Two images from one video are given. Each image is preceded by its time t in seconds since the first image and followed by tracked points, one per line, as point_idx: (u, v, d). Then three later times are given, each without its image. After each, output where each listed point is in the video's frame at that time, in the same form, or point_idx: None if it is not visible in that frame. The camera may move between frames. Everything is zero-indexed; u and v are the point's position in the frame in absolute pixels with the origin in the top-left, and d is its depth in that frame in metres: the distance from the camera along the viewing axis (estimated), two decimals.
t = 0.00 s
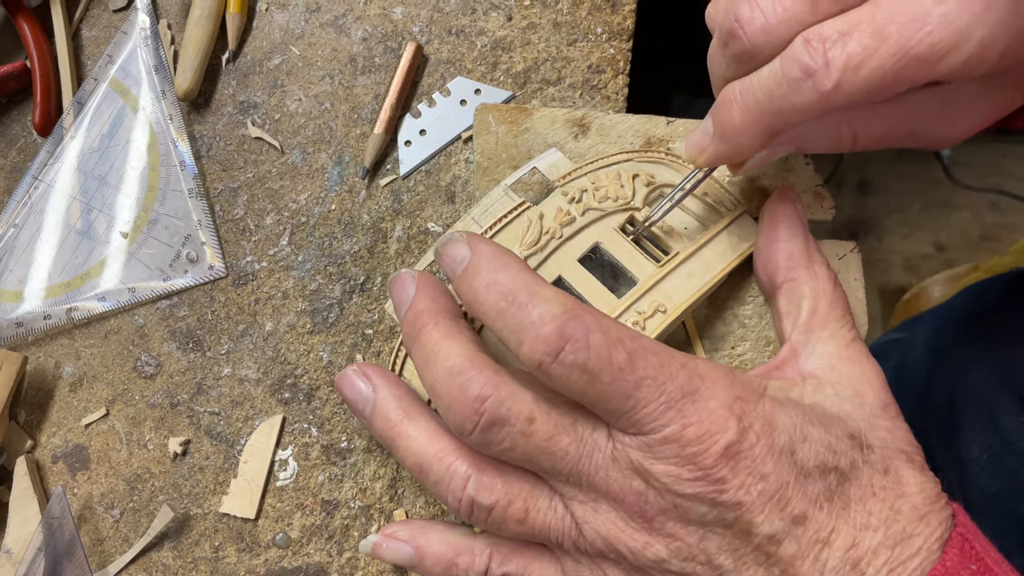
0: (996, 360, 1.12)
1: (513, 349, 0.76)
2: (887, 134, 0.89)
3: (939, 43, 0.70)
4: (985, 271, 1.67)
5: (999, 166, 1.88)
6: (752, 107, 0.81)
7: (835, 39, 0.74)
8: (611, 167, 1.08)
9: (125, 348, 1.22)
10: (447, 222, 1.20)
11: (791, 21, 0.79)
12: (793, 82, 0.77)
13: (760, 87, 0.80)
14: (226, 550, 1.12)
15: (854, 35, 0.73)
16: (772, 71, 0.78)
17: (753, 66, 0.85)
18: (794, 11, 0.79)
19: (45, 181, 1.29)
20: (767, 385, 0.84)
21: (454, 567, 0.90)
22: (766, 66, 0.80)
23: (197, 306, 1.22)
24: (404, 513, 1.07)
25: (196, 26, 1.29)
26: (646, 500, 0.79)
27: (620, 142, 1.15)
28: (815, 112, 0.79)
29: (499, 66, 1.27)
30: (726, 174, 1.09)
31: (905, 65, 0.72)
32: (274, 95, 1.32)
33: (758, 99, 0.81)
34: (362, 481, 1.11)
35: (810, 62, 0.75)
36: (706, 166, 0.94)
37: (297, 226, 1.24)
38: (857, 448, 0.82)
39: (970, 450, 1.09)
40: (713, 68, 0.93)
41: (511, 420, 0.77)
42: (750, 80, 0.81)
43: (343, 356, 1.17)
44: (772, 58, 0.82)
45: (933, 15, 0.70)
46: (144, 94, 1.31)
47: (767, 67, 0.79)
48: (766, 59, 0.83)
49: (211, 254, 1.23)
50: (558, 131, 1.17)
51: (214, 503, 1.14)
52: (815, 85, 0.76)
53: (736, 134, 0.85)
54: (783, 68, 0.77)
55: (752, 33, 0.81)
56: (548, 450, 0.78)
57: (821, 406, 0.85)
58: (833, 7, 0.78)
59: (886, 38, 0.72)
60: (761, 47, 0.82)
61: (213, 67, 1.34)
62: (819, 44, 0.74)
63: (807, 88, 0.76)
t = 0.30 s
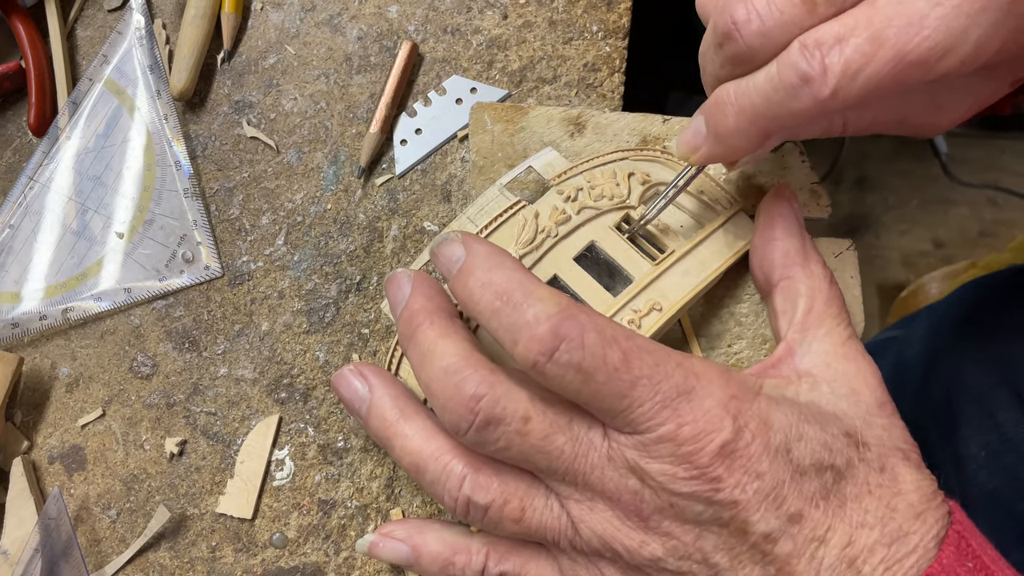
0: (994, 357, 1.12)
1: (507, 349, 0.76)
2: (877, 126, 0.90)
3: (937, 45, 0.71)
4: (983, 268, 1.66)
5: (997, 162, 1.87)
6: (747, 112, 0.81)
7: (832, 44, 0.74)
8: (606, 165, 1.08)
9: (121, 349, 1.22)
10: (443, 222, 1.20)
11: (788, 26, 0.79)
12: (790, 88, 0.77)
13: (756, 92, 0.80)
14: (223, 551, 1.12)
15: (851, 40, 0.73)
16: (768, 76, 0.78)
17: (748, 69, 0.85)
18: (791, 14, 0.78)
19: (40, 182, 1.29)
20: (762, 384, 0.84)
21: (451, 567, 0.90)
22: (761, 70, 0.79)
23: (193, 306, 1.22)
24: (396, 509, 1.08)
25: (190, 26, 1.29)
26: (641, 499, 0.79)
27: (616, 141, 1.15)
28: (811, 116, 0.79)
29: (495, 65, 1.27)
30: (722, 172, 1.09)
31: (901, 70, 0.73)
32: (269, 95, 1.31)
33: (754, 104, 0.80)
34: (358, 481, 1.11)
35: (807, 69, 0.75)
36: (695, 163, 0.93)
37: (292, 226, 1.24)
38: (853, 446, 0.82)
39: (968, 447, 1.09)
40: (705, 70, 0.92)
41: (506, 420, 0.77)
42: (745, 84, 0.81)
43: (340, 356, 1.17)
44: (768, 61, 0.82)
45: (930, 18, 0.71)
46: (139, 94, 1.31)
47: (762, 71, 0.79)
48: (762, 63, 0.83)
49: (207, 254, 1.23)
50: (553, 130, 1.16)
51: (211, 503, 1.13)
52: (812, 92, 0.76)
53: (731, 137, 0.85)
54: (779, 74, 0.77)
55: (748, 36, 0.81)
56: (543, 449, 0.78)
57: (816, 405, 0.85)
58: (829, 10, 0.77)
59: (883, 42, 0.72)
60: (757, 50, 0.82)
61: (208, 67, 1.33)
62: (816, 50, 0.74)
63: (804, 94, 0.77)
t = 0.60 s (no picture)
0: (989, 353, 1.12)
1: (501, 351, 0.76)
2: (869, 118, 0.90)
3: (926, 44, 0.72)
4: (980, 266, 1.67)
5: (994, 158, 1.87)
6: (741, 115, 0.82)
7: (823, 47, 0.75)
8: (601, 166, 1.08)
9: (117, 351, 1.23)
10: (438, 223, 1.21)
11: (779, 28, 0.78)
12: (783, 92, 0.78)
13: (749, 96, 0.81)
14: (220, 552, 1.12)
15: (842, 41, 0.74)
16: (760, 81, 0.79)
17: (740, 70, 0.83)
18: (782, 17, 0.77)
19: (36, 185, 1.29)
20: (755, 384, 0.84)
21: (446, 567, 0.90)
22: (754, 73, 0.80)
23: (189, 308, 1.23)
24: (395, 514, 1.08)
25: (186, 28, 1.29)
26: (635, 499, 0.80)
27: (610, 142, 1.15)
28: (804, 118, 0.80)
29: (489, 66, 1.27)
30: (716, 172, 1.09)
31: (892, 70, 0.74)
32: (265, 97, 1.32)
33: (747, 107, 0.81)
34: (354, 481, 1.11)
35: (800, 72, 0.76)
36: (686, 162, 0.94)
37: (288, 228, 1.24)
38: (846, 445, 0.82)
39: (962, 444, 1.09)
40: (694, 74, 0.90)
41: (501, 421, 0.77)
42: (737, 87, 0.82)
43: (335, 357, 1.17)
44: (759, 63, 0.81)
45: (919, 17, 0.71)
46: (135, 97, 1.31)
47: (755, 75, 0.80)
48: (753, 66, 0.82)
49: (202, 257, 1.24)
50: (548, 131, 1.17)
51: (208, 504, 1.14)
52: (806, 95, 0.77)
53: (724, 139, 0.86)
54: (772, 78, 0.78)
55: (739, 40, 0.80)
56: (538, 450, 0.78)
57: (809, 404, 0.85)
58: (819, 12, 0.76)
59: (874, 43, 0.73)
60: (748, 53, 0.81)
61: (204, 69, 1.34)
62: (808, 53, 0.75)
63: (798, 98, 0.78)
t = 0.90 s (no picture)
0: (985, 352, 1.12)
1: (496, 359, 0.76)
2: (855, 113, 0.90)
3: (899, 25, 0.72)
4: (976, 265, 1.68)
5: (994, 158, 1.88)
6: (722, 96, 0.82)
7: (798, 24, 0.75)
8: (597, 171, 1.09)
9: (116, 356, 1.23)
10: (435, 227, 1.21)
11: (754, 10, 0.81)
12: (759, 67, 0.78)
13: (728, 75, 0.81)
14: (219, 556, 1.12)
15: (816, 20, 0.74)
16: (737, 58, 0.80)
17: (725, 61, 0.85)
18: None
19: (34, 190, 1.29)
20: (749, 388, 0.85)
21: (444, 571, 0.91)
22: (732, 55, 0.81)
23: (188, 313, 1.23)
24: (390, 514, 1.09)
25: (183, 34, 1.29)
26: (631, 505, 0.80)
27: (606, 147, 1.16)
28: (782, 97, 0.80)
29: (486, 70, 1.28)
30: (711, 176, 1.10)
31: (866, 47, 0.73)
32: (262, 102, 1.32)
33: (727, 87, 0.81)
34: (352, 485, 1.12)
35: (774, 47, 0.76)
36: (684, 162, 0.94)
37: (285, 232, 1.25)
38: (839, 449, 0.83)
39: (958, 444, 1.09)
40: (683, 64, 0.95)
41: (496, 427, 0.78)
42: (718, 70, 0.82)
43: (333, 361, 1.17)
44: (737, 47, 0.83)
45: None
46: (132, 102, 1.32)
47: (733, 55, 0.81)
48: (729, 50, 0.85)
49: (200, 262, 1.24)
50: (544, 136, 1.17)
51: (207, 509, 1.14)
52: (780, 69, 0.77)
53: (709, 124, 0.85)
54: (748, 54, 0.78)
55: (715, 23, 0.83)
56: (534, 456, 0.79)
57: (803, 408, 0.85)
58: None
59: (847, 20, 0.73)
60: (724, 38, 0.84)
61: (201, 74, 1.34)
62: (782, 30, 0.76)
63: (773, 72, 0.77)
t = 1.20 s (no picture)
0: (985, 348, 1.12)
1: (499, 359, 0.76)
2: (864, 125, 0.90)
3: (912, 28, 0.72)
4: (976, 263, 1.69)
5: (991, 154, 1.87)
6: (731, 97, 0.83)
7: (809, 27, 0.75)
8: (599, 169, 1.09)
9: (118, 357, 1.23)
10: (437, 226, 1.21)
11: (765, 12, 0.81)
12: (768, 69, 0.78)
13: (737, 77, 0.82)
14: (222, 556, 1.12)
15: (827, 23, 0.74)
16: (747, 61, 0.80)
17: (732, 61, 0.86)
18: (767, 3, 0.81)
19: (35, 191, 1.29)
20: (752, 386, 0.85)
21: (448, 570, 0.91)
22: (742, 58, 0.81)
23: (190, 313, 1.23)
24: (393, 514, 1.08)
25: (183, 34, 1.29)
26: (635, 503, 0.80)
27: (607, 145, 1.15)
28: (791, 99, 0.80)
29: (486, 69, 1.28)
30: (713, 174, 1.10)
31: (878, 50, 0.73)
32: (262, 102, 1.32)
33: (737, 89, 0.82)
34: (355, 485, 1.12)
35: (784, 49, 0.76)
36: (692, 162, 0.95)
37: (287, 232, 1.25)
38: (842, 446, 0.83)
39: (959, 441, 1.10)
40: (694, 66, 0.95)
41: (500, 427, 0.78)
42: (728, 72, 0.83)
43: (335, 361, 1.17)
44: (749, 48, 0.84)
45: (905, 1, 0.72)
46: (133, 103, 1.31)
47: (743, 58, 0.81)
48: (741, 52, 0.85)
49: (202, 262, 1.24)
50: (545, 135, 1.17)
51: (210, 509, 1.14)
52: (789, 71, 0.77)
53: (718, 125, 0.86)
54: (757, 57, 0.78)
55: (726, 25, 0.83)
56: (537, 455, 0.79)
57: (806, 406, 0.85)
58: None
59: (858, 23, 0.73)
60: (735, 40, 0.84)
61: (201, 74, 1.34)
62: (792, 32, 0.76)
63: (781, 74, 0.77)
